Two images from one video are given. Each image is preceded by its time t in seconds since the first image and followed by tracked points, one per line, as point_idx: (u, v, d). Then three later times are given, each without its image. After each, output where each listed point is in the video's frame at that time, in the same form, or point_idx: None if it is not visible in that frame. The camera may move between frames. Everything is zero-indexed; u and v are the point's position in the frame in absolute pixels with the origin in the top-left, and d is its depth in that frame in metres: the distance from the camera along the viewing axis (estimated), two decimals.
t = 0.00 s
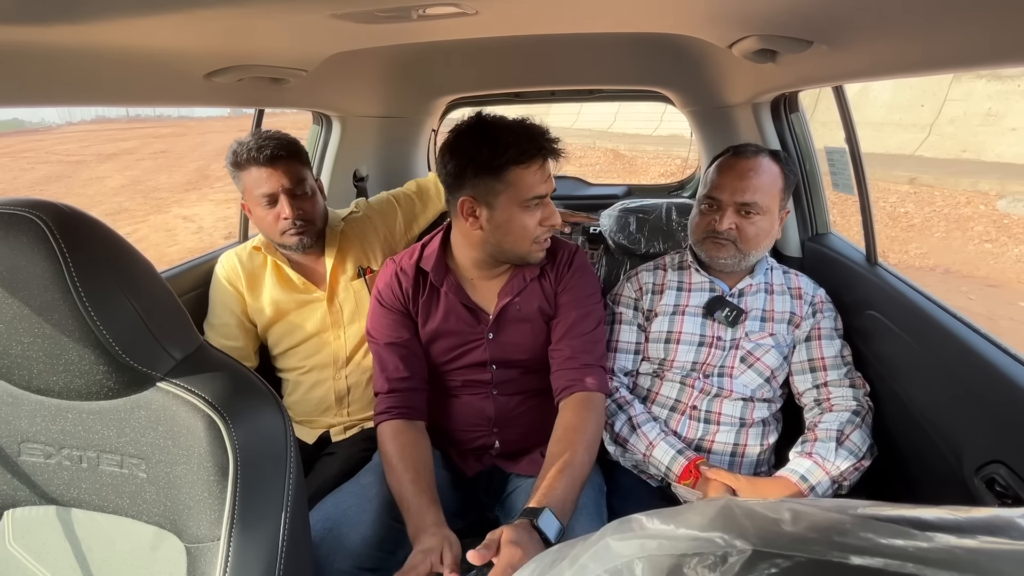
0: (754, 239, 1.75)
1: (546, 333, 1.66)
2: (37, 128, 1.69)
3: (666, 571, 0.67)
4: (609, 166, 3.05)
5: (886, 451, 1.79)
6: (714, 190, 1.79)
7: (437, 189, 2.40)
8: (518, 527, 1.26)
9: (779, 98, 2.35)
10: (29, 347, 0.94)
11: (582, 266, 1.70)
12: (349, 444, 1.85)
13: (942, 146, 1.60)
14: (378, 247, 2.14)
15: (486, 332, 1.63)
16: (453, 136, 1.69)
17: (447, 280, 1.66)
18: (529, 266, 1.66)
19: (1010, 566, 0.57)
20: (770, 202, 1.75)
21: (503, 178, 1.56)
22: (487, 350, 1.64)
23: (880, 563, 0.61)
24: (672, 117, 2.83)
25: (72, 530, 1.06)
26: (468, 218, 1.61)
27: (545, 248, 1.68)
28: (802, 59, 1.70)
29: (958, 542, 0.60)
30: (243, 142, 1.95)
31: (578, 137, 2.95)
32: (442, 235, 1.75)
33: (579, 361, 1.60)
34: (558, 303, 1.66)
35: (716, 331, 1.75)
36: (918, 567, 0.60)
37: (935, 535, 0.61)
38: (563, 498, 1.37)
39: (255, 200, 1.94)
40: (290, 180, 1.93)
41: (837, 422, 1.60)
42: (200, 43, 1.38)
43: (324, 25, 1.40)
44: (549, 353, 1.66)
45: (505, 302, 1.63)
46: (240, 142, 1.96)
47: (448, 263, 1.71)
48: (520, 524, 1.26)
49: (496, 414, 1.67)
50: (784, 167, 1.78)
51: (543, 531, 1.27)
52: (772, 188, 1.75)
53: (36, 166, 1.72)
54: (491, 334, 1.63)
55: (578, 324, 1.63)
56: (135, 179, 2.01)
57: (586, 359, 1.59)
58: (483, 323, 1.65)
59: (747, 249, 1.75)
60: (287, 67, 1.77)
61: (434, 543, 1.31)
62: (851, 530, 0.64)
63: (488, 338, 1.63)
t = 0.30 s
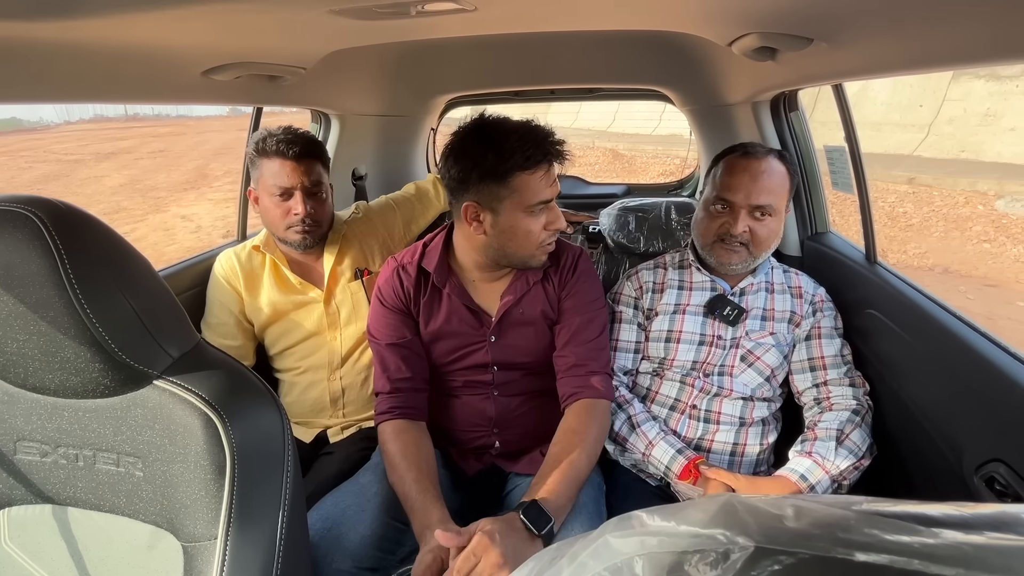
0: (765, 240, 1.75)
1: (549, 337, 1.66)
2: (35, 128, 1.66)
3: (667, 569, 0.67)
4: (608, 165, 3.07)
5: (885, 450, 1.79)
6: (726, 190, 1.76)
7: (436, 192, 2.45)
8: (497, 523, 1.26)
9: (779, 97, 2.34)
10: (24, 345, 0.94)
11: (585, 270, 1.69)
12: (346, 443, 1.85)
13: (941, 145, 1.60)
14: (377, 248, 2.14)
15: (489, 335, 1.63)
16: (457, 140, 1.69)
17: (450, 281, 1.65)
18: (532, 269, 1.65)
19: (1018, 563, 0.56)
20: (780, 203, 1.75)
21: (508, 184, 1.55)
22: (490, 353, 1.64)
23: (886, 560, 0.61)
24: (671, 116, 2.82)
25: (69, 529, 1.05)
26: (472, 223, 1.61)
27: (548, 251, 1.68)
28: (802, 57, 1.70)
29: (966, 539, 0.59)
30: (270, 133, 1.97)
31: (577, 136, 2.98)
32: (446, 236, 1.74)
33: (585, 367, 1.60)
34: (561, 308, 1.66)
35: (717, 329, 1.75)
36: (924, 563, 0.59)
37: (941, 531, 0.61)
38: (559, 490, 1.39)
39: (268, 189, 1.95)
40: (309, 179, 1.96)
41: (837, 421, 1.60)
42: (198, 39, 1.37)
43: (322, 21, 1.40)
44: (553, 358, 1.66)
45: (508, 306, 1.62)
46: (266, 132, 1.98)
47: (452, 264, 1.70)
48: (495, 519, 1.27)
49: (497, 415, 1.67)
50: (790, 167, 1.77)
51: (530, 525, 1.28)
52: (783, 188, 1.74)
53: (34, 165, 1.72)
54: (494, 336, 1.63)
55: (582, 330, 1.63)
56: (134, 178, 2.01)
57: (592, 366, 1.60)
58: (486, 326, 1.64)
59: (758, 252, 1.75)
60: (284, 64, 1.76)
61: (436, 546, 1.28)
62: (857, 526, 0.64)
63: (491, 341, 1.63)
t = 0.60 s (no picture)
0: (771, 239, 1.75)
1: (547, 342, 1.66)
2: (34, 126, 1.65)
3: (666, 568, 0.67)
4: (608, 165, 3.06)
5: (885, 449, 1.78)
6: (730, 191, 1.75)
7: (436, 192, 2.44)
8: (483, 527, 1.24)
9: (778, 96, 2.34)
10: (21, 343, 0.93)
11: (584, 273, 1.69)
12: (345, 442, 1.85)
13: (940, 145, 1.60)
14: (376, 248, 2.14)
15: (485, 341, 1.63)
16: (449, 143, 1.68)
17: (446, 286, 1.65)
18: (528, 274, 1.64)
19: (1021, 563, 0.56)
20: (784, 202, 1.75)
21: (501, 189, 1.54)
22: (487, 358, 1.63)
23: (885, 558, 0.61)
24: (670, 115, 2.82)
25: (66, 528, 1.05)
26: (466, 228, 1.60)
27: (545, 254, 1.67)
28: (801, 56, 1.70)
29: (967, 537, 0.59)
30: (269, 132, 1.97)
31: (577, 136, 2.95)
32: (442, 238, 1.74)
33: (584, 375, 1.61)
34: (559, 313, 1.65)
35: (716, 327, 1.75)
36: (924, 561, 0.59)
37: (941, 529, 0.60)
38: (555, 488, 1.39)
39: (266, 188, 1.94)
40: (307, 177, 1.95)
41: (836, 420, 1.60)
42: (196, 38, 1.37)
43: (321, 20, 1.40)
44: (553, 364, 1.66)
45: (504, 312, 1.61)
46: (265, 131, 1.97)
47: (447, 268, 1.70)
48: (484, 521, 1.25)
49: (495, 418, 1.66)
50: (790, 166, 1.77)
51: (525, 522, 1.29)
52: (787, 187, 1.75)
53: (33, 164, 1.72)
54: (490, 342, 1.62)
55: (583, 337, 1.62)
56: (133, 177, 2.02)
57: (592, 374, 1.60)
58: (482, 331, 1.64)
59: (765, 251, 1.75)
60: (283, 63, 1.75)
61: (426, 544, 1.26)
62: (857, 524, 0.64)
63: (487, 346, 1.62)
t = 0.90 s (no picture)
0: (777, 236, 1.75)
1: (546, 340, 1.66)
2: (34, 125, 1.64)
3: (675, 563, 0.67)
4: (607, 165, 3.08)
5: (887, 449, 1.78)
6: (738, 188, 1.74)
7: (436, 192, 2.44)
8: (480, 530, 1.25)
9: (779, 95, 2.34)
10: (22, 340, 0.93)
11: (581, 270, 1.69)
12: (346, 441, 1.85)
13: (940, 145, 1.60)
14: (377, 246, 2.13)
15: (484, 339, 1.62)
16: (444, 143, 1.68)
17: (444, 284, 1.65)
18: (526, 270, 1.65)
19: None
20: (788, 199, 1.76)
21: (499, 183, 1.55)
22: (486, 357, 1.63)
23: (900, 552, 0.61)
24: (670, 115, 2.80)
25: (67, 526, 1.05)
26: (465, 226, 1.60)
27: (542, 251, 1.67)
28: (802, 54, 1.70)
29: (982, 531, 0.59)
30: (264, 132, 1.96)
31: (577, 135, 2.95)
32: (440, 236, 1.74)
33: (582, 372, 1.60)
34: (557, 310, 1.65)
35: (717, 326, 1.75)
36: (941, 555, 0.59)
37: (955, 523, 0.60)
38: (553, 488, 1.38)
39: (263, 189, 1.94)
40: (303, 175, 1.95)
41: (838, 419, 1.60)
42: (196, 35, 1.37)
43: (322, 17, 1.40)
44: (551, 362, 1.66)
45: (502, 310, 1.61)
46: (259, 131, 1.97)
47: (445, 266, 1.70)
48: (481, 525, 1.26)
49: (494, 416, 1.66)
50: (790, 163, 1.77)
51: (524, 524, 1.29)
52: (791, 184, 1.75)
53: (32, 163, 1.72)
54: (488, 340, 1.62)
55: (581, 333, 1.62)
56: (132, 176, 2.03)
57: (590, 371, 1.59)
58: (481, 330, 1.64)
59: (772, 248, 1.75)
60: (282, 61, 1.75)
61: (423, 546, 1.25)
62: (870, 518, 0.63)
63: (485, 344, 1.62)
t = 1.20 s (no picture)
0: (775, 237, 1.76)
1: (534, 338, 1.67)
2: (33, 125, 1.66)
3: (651, 565, 0.68)
4: (607, 165, 3.05)
5: (881, 450, 1.79)
6: (734, 193, 1.75)
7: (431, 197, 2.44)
8: (476, 529, 1.26)
9: (777, 97, 2.34)
10: (22, 342, 0.94)
11: (567, 268, 1.69)
12: (343, 441, 1.86)
13: (939, 146, 1.61)
14: (373, 247, 2.14)
15: (472, 338, 1.63)
16: (418, 145, 1.69)
17: (431, 284, 1.65)
18: (510, 267, 1.65)
19: (993, 560, 0.57)
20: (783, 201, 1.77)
21: (473, 181, 1.56)
22: (475, 355, 1.64)
23: (861, 554, 0.62)
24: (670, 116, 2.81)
25: (65, 526, 1.06)
26: (446, 225, 1.61)
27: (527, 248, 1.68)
28: (799, 57, 1.71)
29: (941, 534, 0.59)
30: (262, 133, 1.98)
31: (576, 136, 3.00)
32: (425, 239, 1.74)
33: (570, 370, 1.61)
34: (544, 308, 1.65)
35: (713, 327, 1.75)
36: (900, 557, 0.60)
37: (917, 526, 0.61)
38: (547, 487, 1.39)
39: (259, 190, 1.95)
40: (301, 179, 1.96)
41: (833, 420, 1.60)
42: (195, 38, 1.38)
43: (321, 20, 1.40)
44: (541, 360, 1.67)
45: (488, 307, 1.62)
46: (257, 132, 1.98)
47: (432, 267, 1.71)
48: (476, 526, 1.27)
49: (486, 416, 1.67)
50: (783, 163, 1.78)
51: (519, 524, 1.30)
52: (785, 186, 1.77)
53: (33, 163, 1.72)
54: (476, 339, 1.63)
55: (569, 331, 1.63)
56: (132, 176, 2.02)
57: (580, 368, 1.60)
58: (469, 328, 1.65)
59: (769, 250, 1.76)
60: (282, 63, 1.76)
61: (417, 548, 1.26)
62: (837, 520, 0.64)
63: (473, 343, 1.63)
